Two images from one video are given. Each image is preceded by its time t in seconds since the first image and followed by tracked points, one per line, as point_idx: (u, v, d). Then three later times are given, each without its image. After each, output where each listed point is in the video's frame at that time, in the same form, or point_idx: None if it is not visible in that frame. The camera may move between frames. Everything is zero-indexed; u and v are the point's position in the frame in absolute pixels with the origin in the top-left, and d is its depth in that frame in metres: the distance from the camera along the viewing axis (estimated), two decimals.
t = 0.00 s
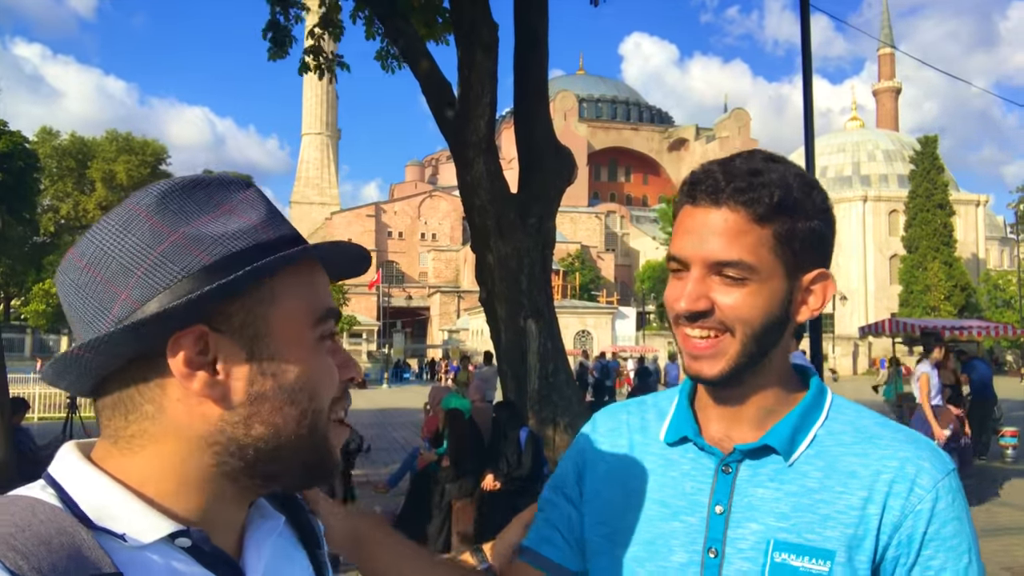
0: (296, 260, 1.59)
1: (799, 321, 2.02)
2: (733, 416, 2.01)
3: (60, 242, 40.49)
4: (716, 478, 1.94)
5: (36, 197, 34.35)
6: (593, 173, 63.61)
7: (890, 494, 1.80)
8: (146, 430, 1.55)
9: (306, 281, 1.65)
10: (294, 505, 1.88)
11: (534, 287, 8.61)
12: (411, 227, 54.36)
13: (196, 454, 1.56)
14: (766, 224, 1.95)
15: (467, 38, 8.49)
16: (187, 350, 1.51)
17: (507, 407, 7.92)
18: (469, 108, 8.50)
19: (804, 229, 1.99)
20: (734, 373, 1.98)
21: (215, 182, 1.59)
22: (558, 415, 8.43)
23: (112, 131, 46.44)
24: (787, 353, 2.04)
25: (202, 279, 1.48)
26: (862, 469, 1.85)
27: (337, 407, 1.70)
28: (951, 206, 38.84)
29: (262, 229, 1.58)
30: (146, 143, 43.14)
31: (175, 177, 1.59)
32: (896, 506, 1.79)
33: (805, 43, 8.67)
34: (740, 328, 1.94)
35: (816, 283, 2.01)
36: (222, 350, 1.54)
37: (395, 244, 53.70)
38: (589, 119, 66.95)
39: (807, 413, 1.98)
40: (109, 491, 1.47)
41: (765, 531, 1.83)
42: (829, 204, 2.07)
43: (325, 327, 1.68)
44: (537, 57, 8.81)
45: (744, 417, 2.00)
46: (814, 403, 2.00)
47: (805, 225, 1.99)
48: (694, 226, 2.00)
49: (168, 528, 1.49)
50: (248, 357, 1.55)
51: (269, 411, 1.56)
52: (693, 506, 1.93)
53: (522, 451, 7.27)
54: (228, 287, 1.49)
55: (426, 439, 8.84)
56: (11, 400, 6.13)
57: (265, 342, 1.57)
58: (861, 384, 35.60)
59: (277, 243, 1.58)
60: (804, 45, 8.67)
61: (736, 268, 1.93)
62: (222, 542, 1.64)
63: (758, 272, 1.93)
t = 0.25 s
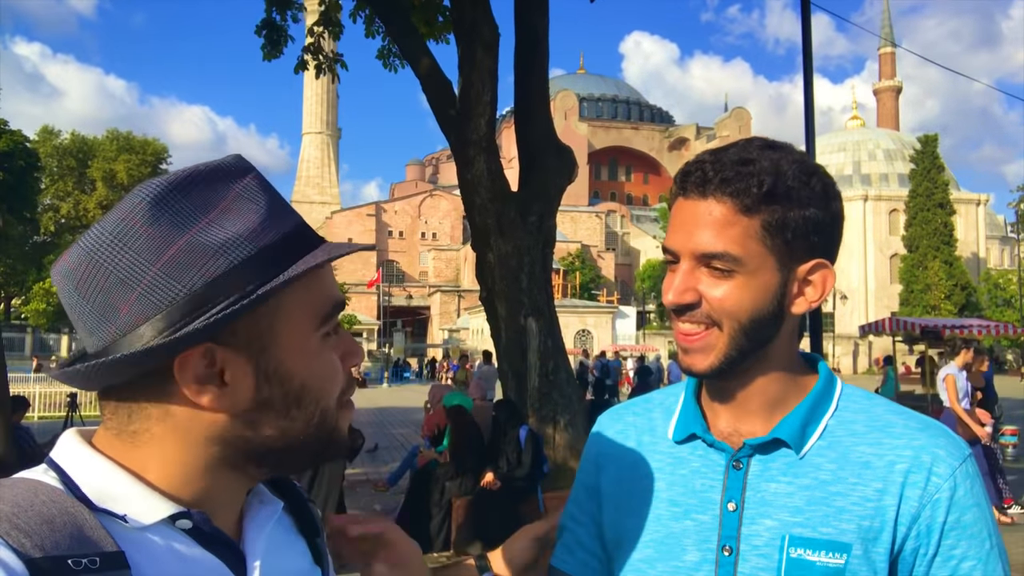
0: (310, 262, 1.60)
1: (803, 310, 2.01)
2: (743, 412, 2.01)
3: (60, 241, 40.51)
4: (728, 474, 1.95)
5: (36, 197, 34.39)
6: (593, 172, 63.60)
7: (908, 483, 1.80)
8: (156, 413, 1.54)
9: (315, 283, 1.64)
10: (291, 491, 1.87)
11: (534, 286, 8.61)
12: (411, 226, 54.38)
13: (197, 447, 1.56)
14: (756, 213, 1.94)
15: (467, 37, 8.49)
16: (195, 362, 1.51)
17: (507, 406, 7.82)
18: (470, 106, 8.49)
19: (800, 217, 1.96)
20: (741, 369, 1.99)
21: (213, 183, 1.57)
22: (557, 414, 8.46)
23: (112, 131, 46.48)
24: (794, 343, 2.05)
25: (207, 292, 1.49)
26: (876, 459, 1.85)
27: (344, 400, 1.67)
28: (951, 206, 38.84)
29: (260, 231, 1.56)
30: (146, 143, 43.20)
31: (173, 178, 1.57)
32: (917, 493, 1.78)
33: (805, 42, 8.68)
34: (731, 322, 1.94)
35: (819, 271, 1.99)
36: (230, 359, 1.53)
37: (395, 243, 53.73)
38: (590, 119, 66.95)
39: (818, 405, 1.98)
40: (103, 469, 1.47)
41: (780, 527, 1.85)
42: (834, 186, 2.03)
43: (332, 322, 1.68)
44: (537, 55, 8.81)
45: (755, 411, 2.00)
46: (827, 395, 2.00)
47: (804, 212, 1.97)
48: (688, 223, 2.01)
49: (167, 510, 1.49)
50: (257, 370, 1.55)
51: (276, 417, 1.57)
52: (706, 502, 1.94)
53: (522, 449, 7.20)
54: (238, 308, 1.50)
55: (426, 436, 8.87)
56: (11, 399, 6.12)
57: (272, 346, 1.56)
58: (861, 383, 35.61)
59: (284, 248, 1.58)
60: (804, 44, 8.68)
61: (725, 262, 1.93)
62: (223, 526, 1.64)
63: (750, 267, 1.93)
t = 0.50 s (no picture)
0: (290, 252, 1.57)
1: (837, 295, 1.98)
2: (782, 398, 1.98)
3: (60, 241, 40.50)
4: (768, 462, 1.90)
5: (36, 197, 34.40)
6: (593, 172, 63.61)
7: (953, 467, 1.80)
8: (132, 412, 1.53)
9: (284, 272, 1.60)
10: (283, 493, 1.83)
11: (532, 286, 8.60)
12: (411, 226, 54.38)
13: (173, 449, 1.54)
14: (782, 194, 1.93)
15: (466, 36, 8.50)
16: (145, 356, 1.50)
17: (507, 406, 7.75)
18: (468, 106, 8.49)
19: (830, 197, 1.94)
20: (777, 355, 1.97)
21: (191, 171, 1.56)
22: (557, 413, 8.45)
23: (112, 131, 46.48)
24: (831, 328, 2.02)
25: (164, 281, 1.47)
26: (920, 447, 1.84)
27: (321, 404, 1.63)
28: (951, 205, 38.87)
29: (230, 221, 1.52)
30: (145, 143, 43.23)
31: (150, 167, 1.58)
32: (960, 482, 1.79)
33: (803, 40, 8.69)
34: (756, 307, 1.93)
35: (852, 255, 1.97)
36: (180, 353, 1.51)
37: (395, 243, 53.73)
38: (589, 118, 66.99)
39: (857, 392, 1.96)
40: (101, 465, 1.48)
41: (824, 514, 1.81)
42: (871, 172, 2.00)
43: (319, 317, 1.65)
44: (536, 55, 8.81)
45: (793, 397, 1.97)
46: (864, 384, 1.99)
47: (839, 192, 1.95)
48: (720, 205, 1.99)
49: (159, 503, 1.50)
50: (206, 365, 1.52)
51: (232, 419, 1.54)
52: (745, 491, 1.89)
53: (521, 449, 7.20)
54: (191, 293, 1.48)
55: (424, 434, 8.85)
56: (10, 399, 6.11)
57: (225, 341, 1.53)
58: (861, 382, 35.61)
59: (257, 236, 1.55)
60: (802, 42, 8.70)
61: (753, 247, 1.92)
62: (213, 519, 1.64)
63: (777, 249, 1.92)
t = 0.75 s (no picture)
0: (262, 233, 1.58)
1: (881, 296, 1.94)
2: (820, 403, 1.94)
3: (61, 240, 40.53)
4: (800, 469, 1.88)
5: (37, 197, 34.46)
6: (594, 173, 63.63)
7: (997, 488, 1.71)
8: (120, 423, 1.55)
9: (257, 260, 1.60)
10: (267, 499, 1.86)
11: (534, 287, 8.59)
12: (412, 226, 54.39)
13: (159, 452, 1.54)
14: (821, 197, 1.88)
15: (467, 37, 8.49)
16: (129, 344, 1.51)
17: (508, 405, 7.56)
18: (469, 107, 8.49)
19: (867, 195, 1.90)
20: (826, 363, 1.91)
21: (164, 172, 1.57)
22: (558, 415, 8.43)
23: (114, 131, 46.56)
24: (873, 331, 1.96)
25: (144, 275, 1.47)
26: (962, 463, 1.77)
27: (309, 393, 1.62)
28: (952, 207, 38.84)
29: (207, 215, 1.54)
30: (147, 143, 43.30)
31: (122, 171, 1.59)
32: (1004, 505, 1.70)
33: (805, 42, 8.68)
34: (810, 313, 1.86)
35: (895, 254, 1.92)
36: (164, 344, 1.52)
37: (396, 243, 53.75)
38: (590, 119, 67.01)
39: (901, 402, 1.90)
40: (92, 485, 1.47)
41: (854, 525, 1.78)
42: (896, 170, 1.98)
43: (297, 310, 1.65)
44: (538, 55, 8.81)
45: (834, 403, 1.93)
46: (912, 392, 1.93)
47: (874, 192, 1.91)
48: (759, 209, 1.92)
49: (141, 518, 1.48)
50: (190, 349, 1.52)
51: (216, 404, 1.52)
52: (775, 498, 1.88)
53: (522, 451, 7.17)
54: (167, 277, 1.47)
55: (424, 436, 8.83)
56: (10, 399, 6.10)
57: (210, 330, 1.54)
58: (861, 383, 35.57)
59: (236, 226, 1.56)
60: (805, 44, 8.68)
61: (800, 253, 1.86)
62: (198, 533, 1.64)
63: (822, 252, 1.85)
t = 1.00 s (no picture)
0: (322, 271, 1.60)
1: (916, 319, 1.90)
2: (849, 420, 1.93)
3: (60, 240, 40.55)
4: (814, 483, 1.92)
5: (36, 197, 34.48)
6: (594, 173, 63.65)
7: (1007, 523, 1.65)
8: (140, 430, 1.55)
9: (311, 293, 1.62)
10: (281, 510, 1.89)
11: (535, 288, 8.59)
12: (411, 226, 54.41)
13: (182, 462, 1.55)
14: (856, 219, 1.84)
15: (468, 38, 8.51)
16: (180, 363, 1.50)
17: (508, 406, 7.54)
18: (470, 107, 8.49)
19: (908, 217, 1.84)
20: (850, 382, 1.90)
21: (230, 189, 1.58)
22: (559, 415, 8.44)
23: (113, 131, 46.61)
24: (910, 351, 1.91)
25: (207, 296, 1.47)
26: (976, 490, 1.71)
27: (335, 415, 1.64)
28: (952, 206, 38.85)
29: (267, 239, 1.55)
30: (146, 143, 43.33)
31: (186, 183, 1.59)
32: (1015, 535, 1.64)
33: (806, 41, 8.68)
34: (835, 337, 1.84)
35: (934, 278, 1.87)
36: (214, 365, 1.52)
37: (395, 243, 53.77)
38: (590, 119, 67.02)
39: (923, 423, 1.84)
40: (106, 489, 1.47)
41: (859, 545, 1.78)
42: (954, 185, 1.88)
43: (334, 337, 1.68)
44: (538, 55, 8.81)
45: (863, 423, 1.90)
46: (937, 409, 1.86)
47: (916, 215, 1.85)
48: (799, 227, 1.90)
49: (155, 523, 1.49)
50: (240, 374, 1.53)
51: (257, 429, 1.54)
52: (789, 509, 1.93)
53: (523, 452, 7.16)
54: (229, 306, 1.48)
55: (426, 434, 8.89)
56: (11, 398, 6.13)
57: (257, 358, 1.55)
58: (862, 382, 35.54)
59: (293, 257, 1.57)
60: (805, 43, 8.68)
61: (828, 277, 1.84)
62: (210, 540, 1.64)
63: (851, 276, 1.83)
